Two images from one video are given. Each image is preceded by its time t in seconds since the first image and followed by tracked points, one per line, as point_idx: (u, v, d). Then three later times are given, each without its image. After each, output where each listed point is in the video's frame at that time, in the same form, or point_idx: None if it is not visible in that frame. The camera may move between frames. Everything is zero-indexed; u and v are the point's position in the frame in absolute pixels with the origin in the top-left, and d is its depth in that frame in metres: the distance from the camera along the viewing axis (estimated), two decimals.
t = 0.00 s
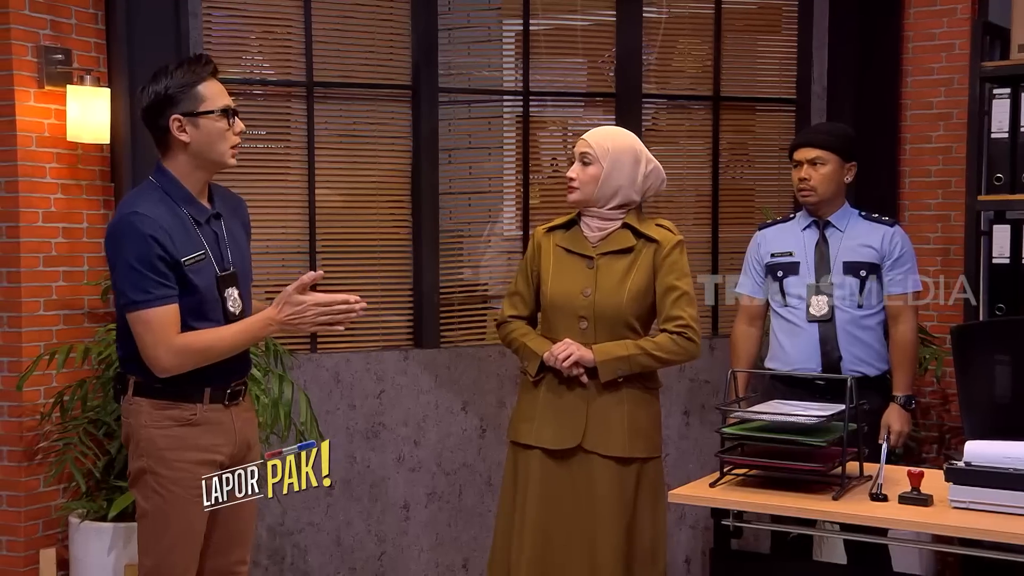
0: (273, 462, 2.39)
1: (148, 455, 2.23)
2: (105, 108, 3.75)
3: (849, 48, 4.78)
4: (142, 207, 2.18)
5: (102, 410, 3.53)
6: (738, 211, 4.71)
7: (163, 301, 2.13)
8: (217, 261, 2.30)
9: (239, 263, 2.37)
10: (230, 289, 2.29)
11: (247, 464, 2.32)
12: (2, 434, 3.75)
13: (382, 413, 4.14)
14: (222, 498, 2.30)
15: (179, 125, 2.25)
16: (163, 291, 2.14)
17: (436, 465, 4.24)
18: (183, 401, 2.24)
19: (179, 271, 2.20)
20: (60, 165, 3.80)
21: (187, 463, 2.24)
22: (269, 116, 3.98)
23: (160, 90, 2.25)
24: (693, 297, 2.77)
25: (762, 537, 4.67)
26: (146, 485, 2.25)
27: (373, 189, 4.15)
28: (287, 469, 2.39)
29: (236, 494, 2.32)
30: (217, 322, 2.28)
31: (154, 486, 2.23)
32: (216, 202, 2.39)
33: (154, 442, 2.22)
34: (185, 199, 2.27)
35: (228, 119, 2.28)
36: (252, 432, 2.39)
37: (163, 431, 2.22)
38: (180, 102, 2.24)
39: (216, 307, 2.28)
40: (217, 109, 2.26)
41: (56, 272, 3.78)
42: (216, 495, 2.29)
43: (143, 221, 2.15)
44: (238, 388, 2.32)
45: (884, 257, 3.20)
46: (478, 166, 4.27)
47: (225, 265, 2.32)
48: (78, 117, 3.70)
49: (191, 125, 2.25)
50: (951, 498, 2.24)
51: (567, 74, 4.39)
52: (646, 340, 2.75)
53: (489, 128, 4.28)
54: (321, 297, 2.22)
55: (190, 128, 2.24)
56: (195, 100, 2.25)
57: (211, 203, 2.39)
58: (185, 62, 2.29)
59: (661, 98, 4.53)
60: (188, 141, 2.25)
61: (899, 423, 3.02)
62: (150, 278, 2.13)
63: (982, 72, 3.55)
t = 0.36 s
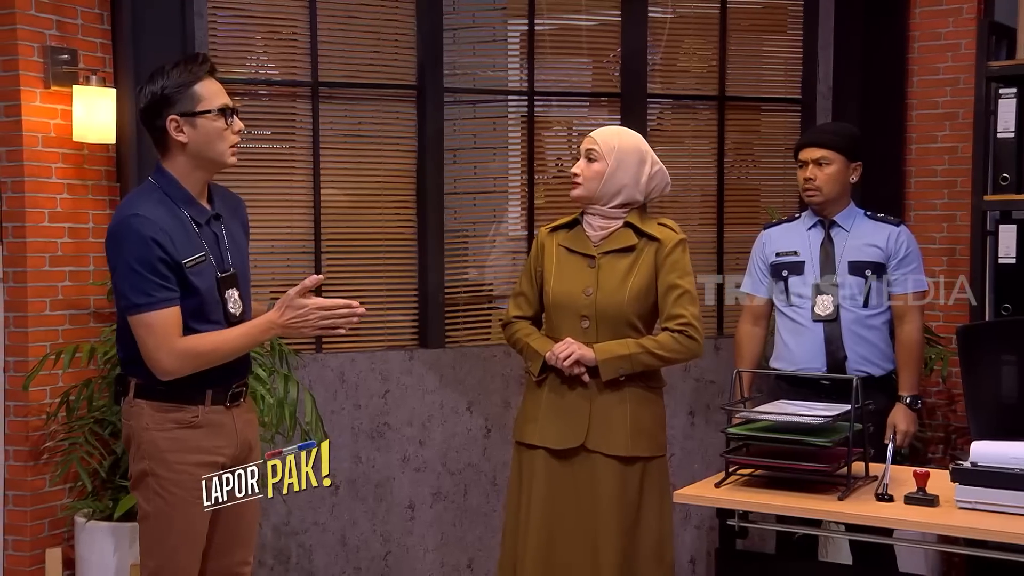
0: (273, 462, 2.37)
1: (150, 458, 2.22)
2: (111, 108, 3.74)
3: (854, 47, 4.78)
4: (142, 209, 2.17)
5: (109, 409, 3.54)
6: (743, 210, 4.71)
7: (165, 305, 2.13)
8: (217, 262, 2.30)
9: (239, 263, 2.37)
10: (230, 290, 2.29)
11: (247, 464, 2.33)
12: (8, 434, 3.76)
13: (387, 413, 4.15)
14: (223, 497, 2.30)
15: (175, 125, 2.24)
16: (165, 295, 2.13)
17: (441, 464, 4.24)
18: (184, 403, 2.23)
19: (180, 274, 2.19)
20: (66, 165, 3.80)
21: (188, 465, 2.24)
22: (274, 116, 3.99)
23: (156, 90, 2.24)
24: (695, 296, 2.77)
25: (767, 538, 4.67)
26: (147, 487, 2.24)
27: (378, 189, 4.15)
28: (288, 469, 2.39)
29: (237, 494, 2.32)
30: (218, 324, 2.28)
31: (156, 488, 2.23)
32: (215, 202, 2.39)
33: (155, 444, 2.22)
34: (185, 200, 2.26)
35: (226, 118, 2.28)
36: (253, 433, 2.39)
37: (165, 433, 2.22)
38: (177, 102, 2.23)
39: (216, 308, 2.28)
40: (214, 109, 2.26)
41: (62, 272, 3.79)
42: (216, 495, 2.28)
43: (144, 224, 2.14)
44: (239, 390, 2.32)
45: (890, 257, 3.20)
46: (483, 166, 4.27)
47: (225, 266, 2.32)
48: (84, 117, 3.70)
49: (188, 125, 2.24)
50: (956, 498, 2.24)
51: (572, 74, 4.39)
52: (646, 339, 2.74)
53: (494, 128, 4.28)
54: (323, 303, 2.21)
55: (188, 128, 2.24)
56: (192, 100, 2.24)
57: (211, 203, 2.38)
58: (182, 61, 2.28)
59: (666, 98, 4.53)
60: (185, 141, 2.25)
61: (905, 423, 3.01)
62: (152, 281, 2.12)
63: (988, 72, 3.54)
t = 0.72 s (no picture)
0: (273, 462, 2.37)
1: (148, 460, 2.22)
2: (114, 108, 3.73)
3: (857, 48, 4.77)
4: (140, 213, 2.17)
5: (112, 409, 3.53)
6: (745, 210, 4.71)
7: (168, 308, 2.13)
8: (214, 263, 2.30)
9: (235, 264, 2.37)
10: (228, 291, 2.29)
11: (246, 464, 2.33)
12: (11, 434, 3.76)
13: (390, 413, 4.15)
14: (223, 497, 2.30)
15: (171, 127, 2.24)
16: (168, 298, 2.13)
17: (443, 464, 4.25)
18: (183, 405, 2.23)
19: (180, 276, 2.19)
20: (68, 165, 3.79)
21: (187, 466, 2.23)
22: (276, 116, 3.99)
23: (156, 90, 2.24)
24: (693, 295, 2.77)
25: (769, 538, 4.67)
26: (145, 489, 2.23)
27: (381, 189, 4.15)
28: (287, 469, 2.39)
29: (236, 494, 2.33)
30: (217, 326, 2.28)
31: (154, 489, 2.22)
32: (210, 204, 2.39)
33: (154, 446, 2.21)
34: (182, 203, 2.26)
35: (225, 123, 2.27)
36: (250, 434, 2.38)
37: (163, 434, 2.21)
38: (175, 104, 2.23)
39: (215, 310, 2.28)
40: (213, 113, 2.25)
41: (65, 272, 3.79)
42: (216, 495, 2.28)
43: (143, 228, 2.14)
44: (236, 391, 2.31)
45: (892, 256, 3.20)
46: (485, 166, 4.27)
47: (222, 267, 2.32)
48: (86, 117, 3.69)
49: (186, 128, 2.24)
50: (959, 499, 2.24)
51: (574, 74, 4.39)
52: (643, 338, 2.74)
53: (496, 128, 4.28)
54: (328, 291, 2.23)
55: (185, 131, 2.23)
56: (190, 103, 2.24)
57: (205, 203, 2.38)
58: (183, 63, 2.29)
59: (668, 98, 4.53)
60: (182, 143, 2.24)
61: (907, 423, 3.01)
62: (155, 285, 2.12)
63: (991, 72, 3.54)
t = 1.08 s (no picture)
0: (273, 462, 2.36)
1: (146, 463, 2.21)
2: (115, 108, 3.72)
3: (859, 47, 4.77)
4: (137, 213, 2.15)
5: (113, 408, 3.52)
6: (746, 210, 4.71)
7: (168, 309, 2.12)
8: (209, 263, 2.29)
9: (229, 264, 2.36)
10: (224, 292, 2.28)
11: (246, 465, 2.33)
12: (12, 434, 3.77)
13: (391, 413, 4.15)
14: (224, 497, 2.30)
15: (165, 127, 2.22)
16: (167, 299, 2.12)
17: (444, 464, 4.25)
18: (182, 407, 2.22)
19: (178, 277, 2.19)
20: (70, 165, 3.79)
21: (185, 468, 2.23)
22: (278, 116, 3.99)
23: (145, 91, 2.23)
24: (693, 294, 2.78)
25: (770, 538, 4.66)
26: (142, 492, 2.23)
27: (382, 189, 4.15)
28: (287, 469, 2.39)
29: (237, 494, 2.32)
30: (213, 326, 2.27)
31: (151, 492, 2.22)
32: (203, 204, 2.38)
33: (152, 449, 2.21)
34: (178, 203, 2.25)
35: (216, 117, 2.26)
36: (247, 434, 2.38)
37: (160, 437, 2.21)
38: (167, 103, 2.22)
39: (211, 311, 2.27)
40: (204, 108, 2.24)
41: (66, 272, 3.79)
42: (216, 495, 2.28)
43: (142, 228, 2.13)
44: (233, 391, 2.31)
45: (893, 257, 3.19)
46: (486, 166, 4.27)
47: (217, 268, 2.31)
48: (88, 117, 3.68)
49: (179, 125, 2.22)
50: (960, 499, 2.24)
51: (575, 74, 4.39)
52: (645, 339, 2.75)
53: (497, 128, 4.28)
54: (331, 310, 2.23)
55: (178, 129, 2.22)
56: (181, 101, 2.23)
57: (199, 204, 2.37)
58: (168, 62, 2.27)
59: (669, 98, 4.53)
60: (176, 142, 2.23)
61: (909, 423, 3.01)
62: (155, 286, 2.11)
63: (992, 72, 3.54)
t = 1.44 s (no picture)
0: (273, 462, 2.36)
1: (142, 465, 2.20)
2: (115, 108, 3.72)
3: (859, 47, 4.76)
4: (134, 212, 2.15)
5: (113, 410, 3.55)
6: (747, 210, 4.71)
7: (160, 310, 2.11)
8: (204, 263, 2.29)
9: (224, 263, 2.36)
10: (219, 291, 2.28)
11: (247, 464, 2.33)
12: (14, 433, 3.77)
13: (391, 413, 4.15)
14: (225, 497, 2.31)
15: (169, 125, 2.22)
16: (159, 300, 2.11)
17: (445, 464, 4.25)
18: (178, 408, 2.21)
19: (174, 277, 2.18)
20: (71, 165, 3.79)
21: (183, 469, 2.22)
22: (279, 116, 3.99)
23: (149, 89, 2.22)
24: (696, 293, 2.80)
25: (771, 538, 4.66)
26: (139, 494, 2.22)
27: (382, 189, 4.15)
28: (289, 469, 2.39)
29: (237, 494, 2.33)
30: (208, 326, 2.27)
31: (149, 494, 2.21)
32: (198, 203, 2.38)
33: (148, 450, 2.20)
34: (175, 202, 2.25)
35: (217, 118, 2.28)
36: (246, 433, 2.38)
37: (155, 438, 2.20)
38: (171, 101, 2.22)
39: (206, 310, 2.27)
40: (208, 108, 2.25)
41: (67, 272, 3.80)
42: (216, 495, 2.29)
43: (137, 228, 2.12)
44: (227, 391, 2.30)
45: (893, 257, 3.19)
46: (487, 166, 4.27)
47: (213, 267, 2.31)
48: (88, 118, 3.67)
49: (182, 124, 2.23)
50: (961, 499, 2.24)
51: (576, 74, 4.39)
52: (650, 339, 2.75)
53: (498, 128, 4.28)
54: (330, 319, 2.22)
55: (182, 127, 2.22)
56: (185, 99, 2.23)
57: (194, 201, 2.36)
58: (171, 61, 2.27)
59: (670, 98, 4.53)
60: (178, 140, 2.23)
61: (909, 423, 3.00)
62: (150, 286, 2.11)
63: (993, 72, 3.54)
